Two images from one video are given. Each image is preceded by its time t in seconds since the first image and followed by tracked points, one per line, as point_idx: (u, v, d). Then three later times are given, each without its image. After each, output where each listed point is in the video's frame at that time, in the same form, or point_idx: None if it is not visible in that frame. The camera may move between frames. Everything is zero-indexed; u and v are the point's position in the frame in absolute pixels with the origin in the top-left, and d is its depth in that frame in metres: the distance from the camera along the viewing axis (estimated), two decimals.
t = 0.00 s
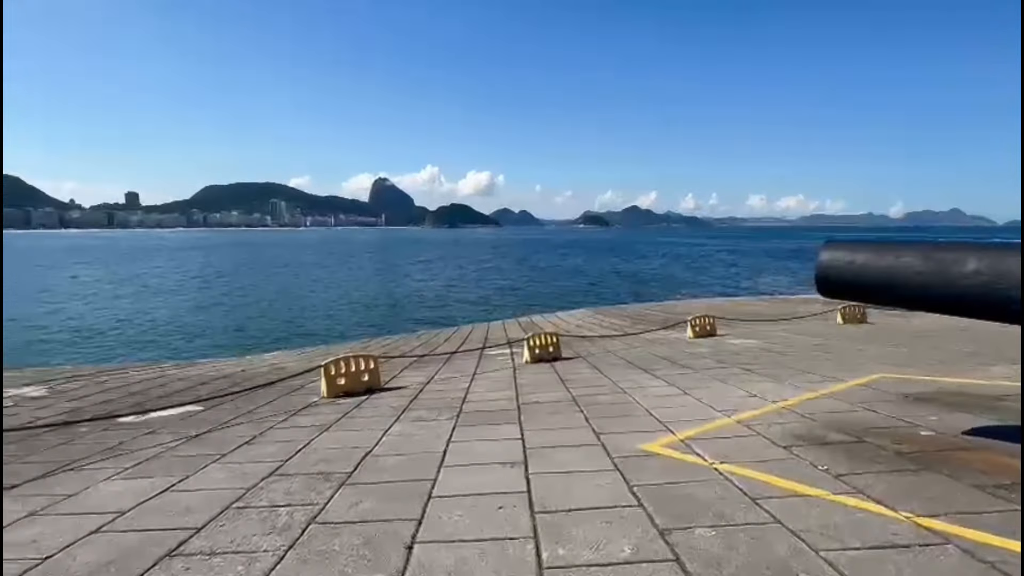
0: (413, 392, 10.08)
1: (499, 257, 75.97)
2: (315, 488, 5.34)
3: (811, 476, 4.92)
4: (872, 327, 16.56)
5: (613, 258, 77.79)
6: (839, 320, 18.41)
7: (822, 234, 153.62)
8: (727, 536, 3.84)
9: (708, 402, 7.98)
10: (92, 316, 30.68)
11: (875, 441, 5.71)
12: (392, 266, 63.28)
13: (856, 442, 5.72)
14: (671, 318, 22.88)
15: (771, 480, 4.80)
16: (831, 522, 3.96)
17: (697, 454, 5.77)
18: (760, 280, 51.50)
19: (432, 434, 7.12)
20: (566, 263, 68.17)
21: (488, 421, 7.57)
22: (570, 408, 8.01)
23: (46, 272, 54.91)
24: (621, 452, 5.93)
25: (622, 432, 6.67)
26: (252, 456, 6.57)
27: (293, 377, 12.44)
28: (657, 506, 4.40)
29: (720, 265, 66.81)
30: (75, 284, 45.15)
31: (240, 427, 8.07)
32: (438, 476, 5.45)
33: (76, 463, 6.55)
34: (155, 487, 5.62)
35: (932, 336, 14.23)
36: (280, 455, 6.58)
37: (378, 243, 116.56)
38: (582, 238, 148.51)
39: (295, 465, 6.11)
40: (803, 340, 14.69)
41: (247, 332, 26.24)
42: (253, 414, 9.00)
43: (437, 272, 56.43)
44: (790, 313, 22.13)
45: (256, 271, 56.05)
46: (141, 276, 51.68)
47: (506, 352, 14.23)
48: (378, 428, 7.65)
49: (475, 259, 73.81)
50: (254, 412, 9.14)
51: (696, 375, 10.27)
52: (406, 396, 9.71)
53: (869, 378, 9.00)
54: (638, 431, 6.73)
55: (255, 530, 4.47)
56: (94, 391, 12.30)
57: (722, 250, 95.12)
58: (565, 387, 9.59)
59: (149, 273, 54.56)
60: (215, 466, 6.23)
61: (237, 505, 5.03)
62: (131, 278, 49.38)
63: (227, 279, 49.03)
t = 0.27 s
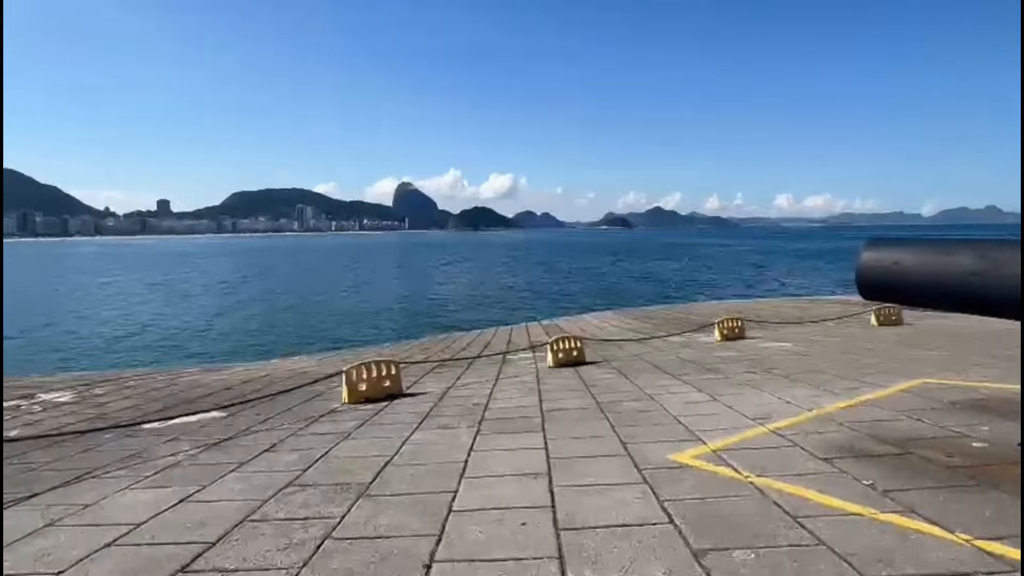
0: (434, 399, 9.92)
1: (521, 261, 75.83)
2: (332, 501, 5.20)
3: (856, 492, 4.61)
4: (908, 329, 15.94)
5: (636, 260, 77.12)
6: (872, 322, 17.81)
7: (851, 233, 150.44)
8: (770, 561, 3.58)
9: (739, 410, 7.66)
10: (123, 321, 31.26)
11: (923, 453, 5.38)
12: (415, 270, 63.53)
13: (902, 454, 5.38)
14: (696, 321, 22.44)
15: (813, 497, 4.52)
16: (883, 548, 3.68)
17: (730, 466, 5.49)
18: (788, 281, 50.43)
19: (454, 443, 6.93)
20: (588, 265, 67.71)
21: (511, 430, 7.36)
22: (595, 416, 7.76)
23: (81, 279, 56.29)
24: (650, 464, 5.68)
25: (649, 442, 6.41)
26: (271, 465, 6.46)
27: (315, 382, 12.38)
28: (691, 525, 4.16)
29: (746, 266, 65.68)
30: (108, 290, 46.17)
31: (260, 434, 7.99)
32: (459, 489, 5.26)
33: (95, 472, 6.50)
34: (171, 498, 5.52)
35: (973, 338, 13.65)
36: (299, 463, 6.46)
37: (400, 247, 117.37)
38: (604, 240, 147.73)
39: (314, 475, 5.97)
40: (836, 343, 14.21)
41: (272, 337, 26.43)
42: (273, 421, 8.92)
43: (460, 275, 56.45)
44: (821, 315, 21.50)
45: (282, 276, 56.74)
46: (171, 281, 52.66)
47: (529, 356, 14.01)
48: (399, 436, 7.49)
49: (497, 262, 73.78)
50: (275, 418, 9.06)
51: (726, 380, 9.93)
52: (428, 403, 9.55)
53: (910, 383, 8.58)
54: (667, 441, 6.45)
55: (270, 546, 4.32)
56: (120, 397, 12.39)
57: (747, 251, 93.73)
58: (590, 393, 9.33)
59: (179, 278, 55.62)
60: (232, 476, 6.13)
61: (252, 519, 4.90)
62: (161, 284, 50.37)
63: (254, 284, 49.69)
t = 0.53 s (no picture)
0: (454, 404, 9.75)
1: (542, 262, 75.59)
2: (347, 512, 5.05)
3: (901, 507, 4.33)
4: (944, 329, 15.36)
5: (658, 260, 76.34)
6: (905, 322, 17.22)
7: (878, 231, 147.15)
8: None
9: (770, 416, 7.35)
10: (148, 326, 31.71)
11: (971, 464, 5.05)
12: (435, 273, 63.60)
13: (949, 465, 5.06)
14: (721, 322, 21.99)
15: (855, 513, 4.25)
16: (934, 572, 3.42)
17: (762, 476, 5.23)
18: (814, 280, 49.38)
19: (473, 451, 6.75)
20: (609, 267, 67.17)
21: (531, 437, 7.15)
22: (619, 422, 7.51)
23: (110, 285, 57.49)
24: (677, 474, 5.44)
25: (676, 451, 6.15)
26: (287, 473, 6.34)
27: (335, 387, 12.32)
28: (724, 544, 3.93)
29: (770, 266, 64.54)
30: (135, 296, 46.99)
31: (278, 441, 7.89)
32: (478, 501, 5.08)
33: (113, 481, 6.46)
34: (185, 509, 5.43)
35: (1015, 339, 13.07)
36: (315, 472, 6.33)
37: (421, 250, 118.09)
38: (625, 242, 146.78)
39: (329, 484, 5.84)
40: (869, 344, 13.73)
41: (294, 341, 26.57)
42: (291, 426, 8.83)
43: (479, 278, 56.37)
44: (850, 315, 20.90)
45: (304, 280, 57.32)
46: (196, 287, 53.43)
47: (550, 360, 13.78)
48: (417, 443, 7.33)
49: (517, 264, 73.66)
50: (293, 424, 8.98)
51: (754, 384, 9.60)
52: (447, 408, 9.38)
53: (952, 387, 8.17)
54: (695, 449, 6.19)
55: (281, 561, 4.18)
56: (143, 402, 12.44)
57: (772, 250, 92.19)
58: (613, 398, 9.07)
59: (204, 284, 56.43)
60: (247, 485, 6.01)
61: (265, 532, 4.77)
62: (187, 289, 51.13)
63: (277, 289, 50.17)
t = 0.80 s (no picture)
0: (474, 408, 9.53)
1: (562, 264, 75.22)
2: (363, 523, 4.85)
3: (960, 524, 3.97)
4: (984, 328, 14.73)
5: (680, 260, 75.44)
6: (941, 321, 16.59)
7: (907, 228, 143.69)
8: None
9: (804, 421, 7.00)
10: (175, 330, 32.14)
11: None
12: (456, 275, 63.63)
13: (1007, 477, 4.68)
14: (747, 322, 21.46)
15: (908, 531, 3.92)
16: None
17: (801, 487, 4.90)
18: (842, 278, 48.25)
19: (494, 457, 6.52)
20: (630, 267, 66.54)
21: (554, 443, 6.90)
22: (646, 428, 7.21)
23: (138, 290, 58.60)
24: (708, 483, 5.14)
25: (706, 458, 5.85)
26: (303, 481, 6.17)
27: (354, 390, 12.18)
28: (765, 563, 3.64)
29: (797, 265, 63.28)
30: (163, 300, 47.75)
31: (296, 446, 7.75)
32: (498, 512, 4.84)
33: (127, 488, 6.36)
34: (197, 519, 5.27)
35: None
36: (331, 479, 6.15)
37: (442, 253, 118.44)
38: (647, 242, 145.58)
39: (346, 493, 5.65)
40: (904, 344, 13.21)
41: (316, 344, 26.65)
42: (310, 431, 8.69)
43: (500, 279, 56.21)
44: (883, 314, 20.24)
45: (326, 284, 57.74)
46: (222, 291, 54.15)
47: (572, 362, 13.50)
48: (436, 449, 7.13)
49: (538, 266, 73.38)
50: (312, 429, 8.84)
51: (785, 387, 9.22)
52: (467, 413, 9.16)
53: (1001, 390, 7.71)
54: (728, 457, 5.86)
55: None
56: (164, 407, 12.45)
57: (797, 249, 90.48)
58: (638, 402, 8.78)
59: (230, 288, 57.20)
60: (263, 493, 5.86)
61: (277, 544, 4.59)
62: (213, 294, 51.83)
63: (300, 292, 50.61)
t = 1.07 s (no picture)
0: (497, 410, 9.34)
1: (586, 263, 74.73)
2: (381, 534, 4.69)
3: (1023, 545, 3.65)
4: None
5: (707, 258, 74.32)
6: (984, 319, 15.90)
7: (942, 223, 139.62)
8: None
9: (844, 427, 6.65)
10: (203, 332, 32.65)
11: None
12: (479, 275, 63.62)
13: None
14: (777, 321, 20.91)
15: (966, 553, 3.61)
16: None
17: (844, 499, 4.60)
18: (874, 275, 47.00)
19: (517, 463, 6.32)
20: (655, 265, 65.80)
21: (579, 449, 6.67)
22: (675, 433, 6.94)
23: (169, 292, 59.81)
24: (743, 495, 4.86)
25: (740, 467, 5.57)
26: (322, 487, 6.05)
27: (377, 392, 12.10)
28: None
29: (826, 262, 61.85)
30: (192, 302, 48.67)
31: (316, 450, 7.65)
32: (521, 524, 4.64)
33: (148, 493, 6.32)
34: (215, 527, 5.18)
35: None
36: (351, 486, 6.01)
37: (466, 253, 118.74)
38: (671, 240, 144.01)
39: (364, 501, 5.51)
40: (945, 345, 12.65)
41: (340, 345, 26.78)
42: (331, 435, 8.59)
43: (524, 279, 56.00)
44: (919, 312, 19.53)
45: (351, 285, 58.23)
46: (249, 292, 54.94)
47: (597, 363, 13.23)
48: (458, 454, 6.95)
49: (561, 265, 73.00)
50: (333, 432, 8.75)
51: (821, 389, 8.84)
52: (490, 416, 8.97)
53: None
54: (763, 465, 5.57)
55: None
56: (190, 409, 12.52)
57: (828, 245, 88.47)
58: (666, 405, 8.49)
59: (257, 289, 58.04)
60: (281, 500, 5.74)
61: (293, 556, 4.46)
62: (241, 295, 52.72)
63: (325, 293, 51.12)
